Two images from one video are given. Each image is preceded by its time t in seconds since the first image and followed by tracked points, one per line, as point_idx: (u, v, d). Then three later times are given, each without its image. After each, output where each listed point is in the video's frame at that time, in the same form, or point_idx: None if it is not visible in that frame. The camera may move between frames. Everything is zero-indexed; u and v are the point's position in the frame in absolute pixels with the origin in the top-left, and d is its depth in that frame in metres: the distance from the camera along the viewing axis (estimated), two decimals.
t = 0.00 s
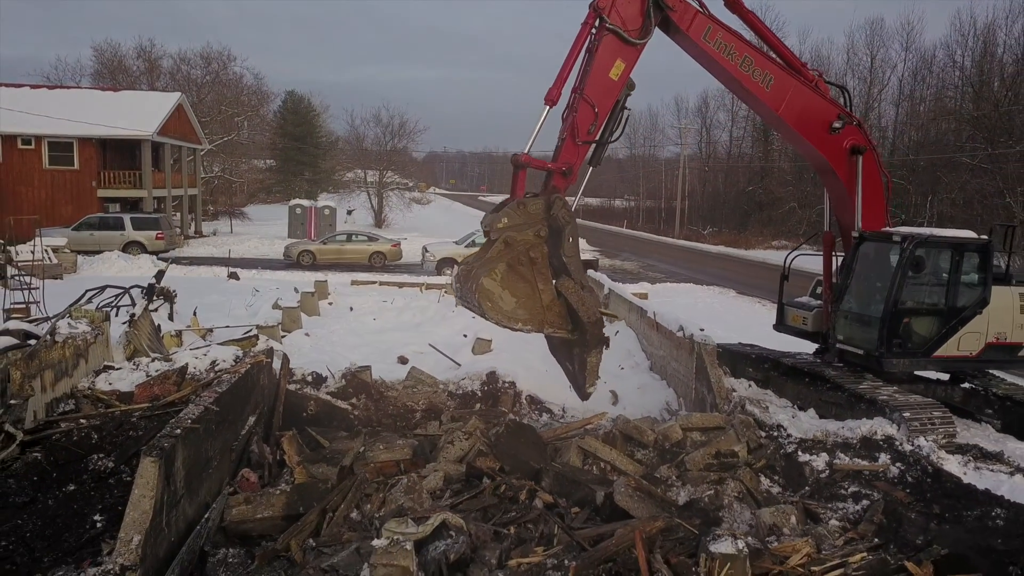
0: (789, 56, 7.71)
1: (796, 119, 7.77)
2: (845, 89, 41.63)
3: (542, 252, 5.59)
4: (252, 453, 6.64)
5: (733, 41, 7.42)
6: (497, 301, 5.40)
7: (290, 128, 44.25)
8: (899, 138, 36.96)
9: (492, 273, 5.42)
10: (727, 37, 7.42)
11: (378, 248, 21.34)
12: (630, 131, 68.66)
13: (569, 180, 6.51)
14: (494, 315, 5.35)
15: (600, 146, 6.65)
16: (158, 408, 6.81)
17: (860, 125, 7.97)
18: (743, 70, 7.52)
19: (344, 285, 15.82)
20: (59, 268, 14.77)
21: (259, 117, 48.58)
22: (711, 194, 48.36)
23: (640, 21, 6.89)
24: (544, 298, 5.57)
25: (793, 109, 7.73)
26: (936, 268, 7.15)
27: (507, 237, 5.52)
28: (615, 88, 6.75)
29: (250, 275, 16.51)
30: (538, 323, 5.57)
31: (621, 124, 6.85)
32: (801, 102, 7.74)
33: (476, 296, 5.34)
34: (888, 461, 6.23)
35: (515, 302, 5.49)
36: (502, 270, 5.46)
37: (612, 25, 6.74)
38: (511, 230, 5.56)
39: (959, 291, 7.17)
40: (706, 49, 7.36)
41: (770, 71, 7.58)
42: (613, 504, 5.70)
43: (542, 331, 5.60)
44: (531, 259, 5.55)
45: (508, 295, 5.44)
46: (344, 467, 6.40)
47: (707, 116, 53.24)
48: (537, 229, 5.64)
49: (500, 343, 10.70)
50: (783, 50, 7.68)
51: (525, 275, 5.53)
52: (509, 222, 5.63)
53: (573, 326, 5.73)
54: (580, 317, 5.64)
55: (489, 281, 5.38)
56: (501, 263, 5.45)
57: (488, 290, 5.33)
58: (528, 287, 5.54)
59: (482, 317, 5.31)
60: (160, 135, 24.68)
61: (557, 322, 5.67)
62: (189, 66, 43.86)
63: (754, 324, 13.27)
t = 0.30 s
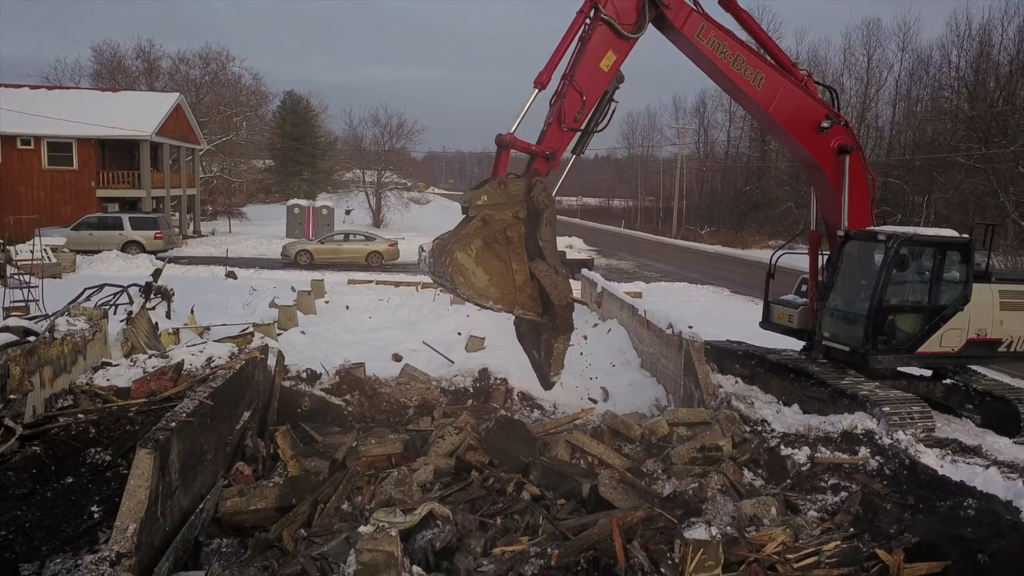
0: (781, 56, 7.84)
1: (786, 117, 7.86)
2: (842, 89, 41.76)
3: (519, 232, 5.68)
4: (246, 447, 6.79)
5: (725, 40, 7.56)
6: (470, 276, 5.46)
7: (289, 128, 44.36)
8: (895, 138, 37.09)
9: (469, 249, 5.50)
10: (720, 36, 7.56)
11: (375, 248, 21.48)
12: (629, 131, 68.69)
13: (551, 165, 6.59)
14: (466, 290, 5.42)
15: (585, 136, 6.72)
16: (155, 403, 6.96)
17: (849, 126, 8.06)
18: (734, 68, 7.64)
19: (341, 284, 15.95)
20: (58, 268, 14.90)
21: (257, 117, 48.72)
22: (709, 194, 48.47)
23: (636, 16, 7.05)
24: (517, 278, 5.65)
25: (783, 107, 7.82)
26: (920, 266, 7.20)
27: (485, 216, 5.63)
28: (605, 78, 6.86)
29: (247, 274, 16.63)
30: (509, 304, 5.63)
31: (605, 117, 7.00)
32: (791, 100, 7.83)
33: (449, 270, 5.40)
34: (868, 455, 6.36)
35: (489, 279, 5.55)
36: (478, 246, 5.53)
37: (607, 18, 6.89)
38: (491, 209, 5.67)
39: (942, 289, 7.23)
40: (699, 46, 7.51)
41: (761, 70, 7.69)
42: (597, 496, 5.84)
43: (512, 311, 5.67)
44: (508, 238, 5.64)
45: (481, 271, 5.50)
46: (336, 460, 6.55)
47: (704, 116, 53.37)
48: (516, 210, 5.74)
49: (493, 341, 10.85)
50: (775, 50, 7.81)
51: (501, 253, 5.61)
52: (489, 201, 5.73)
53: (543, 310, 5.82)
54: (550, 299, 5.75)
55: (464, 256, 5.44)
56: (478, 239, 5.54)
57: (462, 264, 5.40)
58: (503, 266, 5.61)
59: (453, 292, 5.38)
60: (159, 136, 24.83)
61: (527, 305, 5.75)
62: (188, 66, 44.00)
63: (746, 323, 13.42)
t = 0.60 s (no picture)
0: (767, 57, 7.98)
1: (770, 117, 7.99)
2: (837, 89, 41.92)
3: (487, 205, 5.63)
4: (237, 441, 6.96)
5: (712, 40, 7.71)
6: (433, 243, 5.36)
7: (287, 128, 44.51)
8: (890, 139, 37.24)
9: (435, 215, 5.42)
10: (707, 36, 7.71)
11: (371, 247, 21.61)
12: (627, 131, 68.79)
13: (526, 147, 6.66)
14: (426, 257, 5.31)
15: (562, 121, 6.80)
16: (147, 399, 7.13)
17: (832, 127, 8.18)
18: (720, 67, 7.77)
19: (335, 283, 16.10)
20: (56, 267, 15.05)
21: (255, 118, 48.88)
22: (707, 194, 48.61)
23: (624, 11, 7.21)
24: (480, 251, 5.59)
25: (768, 107, 7.96)
26: (898, 265, 7.34)
27: (454, 186, 5.60)
28: (587, 67, 6.98)
29: (243, 274, 16.77)
30: (469, 276, 5.56)
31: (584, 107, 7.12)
32: (775, 100, 7.96)
33: (412, 234, 5.31)
34: (844, 449, 6.50)
35: (451, 250, 5.46)
36: (445, 214, 5.46)
37: (597, 10, 7.04)
38: (461, 180, 5.65)
39: (919, 287, 7.37)
40: (687, 46, 7.66)
41: (747, 70, 7.83)
42: (578, 488, 5.98)
43: (471, 285, 5.58)
44: (475, 209, 5.59)
45: (444, 240, 5.40)
46: (324, 454, 6.70)
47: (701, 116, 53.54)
48: (487, 184, 5.75)
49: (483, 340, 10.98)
50: (760, 51, 7.95)
51: (467, 225, 5.55)
52: (460, 172, 5.74)
53: (504, 288, 5.79)
54: (511, 277, 5.71)
55: (429, 222, 5.37)
56: (445, 207, 5.47)
57: (425, 230, 5.29)
58: (467, 237, 5.55)
59: (414, 257, 5.27)
60: (156, 136, 24.99)
61: (488, 280, 5.71)
62: (185, 67, 44.18)
63: (735, 321, 13.56)
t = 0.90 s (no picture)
0: (750, 58, 8.15)
1: (751, 116, 8.16)
2: (833, 90, 42.03)
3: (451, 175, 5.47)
4: (227, 435, 7.12)
5: (695, 40, 7.87)
6: (391, 204, 5.25)
7: (284, 128, 44.64)
8: (885, 139, 37.40)
9: (396, 174, 5.31)
10: (690, 36, 7.88)
11: (366, 247, 21.75)
12: (624, 131, 68.98)
13: (497, 124, 6.67)
14: (382, 216, 5.20)
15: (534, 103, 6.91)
16: (139, 393, 7.30)
17: (812, 128, 8.36)
18: (703, 67, 7.94)
19: (330, 282, 16.25)
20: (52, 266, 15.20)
21: (253, 118, 49.03)
22: (703, 194, 48.80)
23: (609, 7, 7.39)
24: (438, 219, 5.46)
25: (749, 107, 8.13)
26: (873, 263, 7.51)
27: (421, 150, 5.43)
28: (566, 56, 7.15)
29: (238, 273, 16.92)
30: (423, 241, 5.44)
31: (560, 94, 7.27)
32: (757, 100, 8.13)
33: (372, 190, 5.23)
34: (819, 442, 6.66)
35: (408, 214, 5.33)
36: (406, 177, 5.34)
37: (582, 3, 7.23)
38: (429, 146, 5.47)
39: (894, 285, 7.54)
40: (670, 45, 7.82)
41: (729, 70, 8.00)
42: (558, 479, 6.14)
43: (425, 251, 5.44)
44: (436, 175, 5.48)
45: (402, 201, 5.28)
46: (312, 447, 6.86)
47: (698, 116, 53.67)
48: (455, 155, 5.55)
49: (473, 337, 11.13)
50: (743, 51, 8.12)
51: (427, 189, 5.44)
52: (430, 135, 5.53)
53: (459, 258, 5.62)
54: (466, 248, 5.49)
55: (389, 181, 5.26)
56: (407, 169, 5.33)
57: (385, 189, 5.21)
58: (426, 202, 5.42)
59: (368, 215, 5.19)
60: (153, 136, 25.15)
61: (444, 248, 5.56)
62: (183, 68, 44.34)
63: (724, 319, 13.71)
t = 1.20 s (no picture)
0: (729, 57, 8.35)
1: (730, 115, 8.36)
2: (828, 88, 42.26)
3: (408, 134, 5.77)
4: (218, 426, 7.32)
5: (674, 40, 8.08)
6: (345, 152, 5.50)
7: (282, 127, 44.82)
8: (880, 137, 37.62)
9: (354, 127, 5.58)
10: (670, 36, 8.08)
11: (362, 244, 21.95)
12: (622, 129, 69.15)
13: (464, 97, 6.81)
14: (334, 160, 5.43)
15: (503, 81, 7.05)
16: (133, 383, 7.52)
17: (790, 126, 8.55)
18: (682, 67, 8.15)
19: (325, 278, 16.46)
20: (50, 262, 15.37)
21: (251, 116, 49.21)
22: (700, 192, 49.01)
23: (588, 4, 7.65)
24: (391, 176, 5.66)
25: (728, 106, 8.33)
26: (848, 258, 7.73)
27: (383, 110, 5.76)
28: (541, 44, 7.35)
29: (234, 269, 17.11)
30: (372, 196, 5.62)
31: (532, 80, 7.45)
32: (736, 99, 8.32)
33: (328, 138, 5.48)
34: (792, 432, 6.86)
35: (361, 166, 5.56)
36: (363, 130, 5.61)
37: None
38: (391, 105, 5.80)
39: (868, 280, 7.75)
40: (650, 46, 8.03)
41: (708, 70, 8.20)
42: (538, 466, 6.34)
43: (372, 205, 5.61)
44: (394, 135, 5.76)
45: (356, 152, 5.52)
46: (301, 436, 7.05)
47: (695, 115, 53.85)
48: (416, 120, 5.86)
49: (463, 332, 11.34)
50: (722, 52, 8.32)
51: (382, 145, 5.68)
52: (396, 99, 5.89)
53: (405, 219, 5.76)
54: (413, 206, 5.60)
55: (347, 132, 5.54)
56: (366, 122, 5.63)
57: (340, 137, 5.47)
58: (380, 158, 5.66)
59: (322, 158, 5.41)
60: (150, 134, 25.39)
61: (392, 207, 5.72)
62: (181, 66, 44.51)
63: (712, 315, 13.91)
